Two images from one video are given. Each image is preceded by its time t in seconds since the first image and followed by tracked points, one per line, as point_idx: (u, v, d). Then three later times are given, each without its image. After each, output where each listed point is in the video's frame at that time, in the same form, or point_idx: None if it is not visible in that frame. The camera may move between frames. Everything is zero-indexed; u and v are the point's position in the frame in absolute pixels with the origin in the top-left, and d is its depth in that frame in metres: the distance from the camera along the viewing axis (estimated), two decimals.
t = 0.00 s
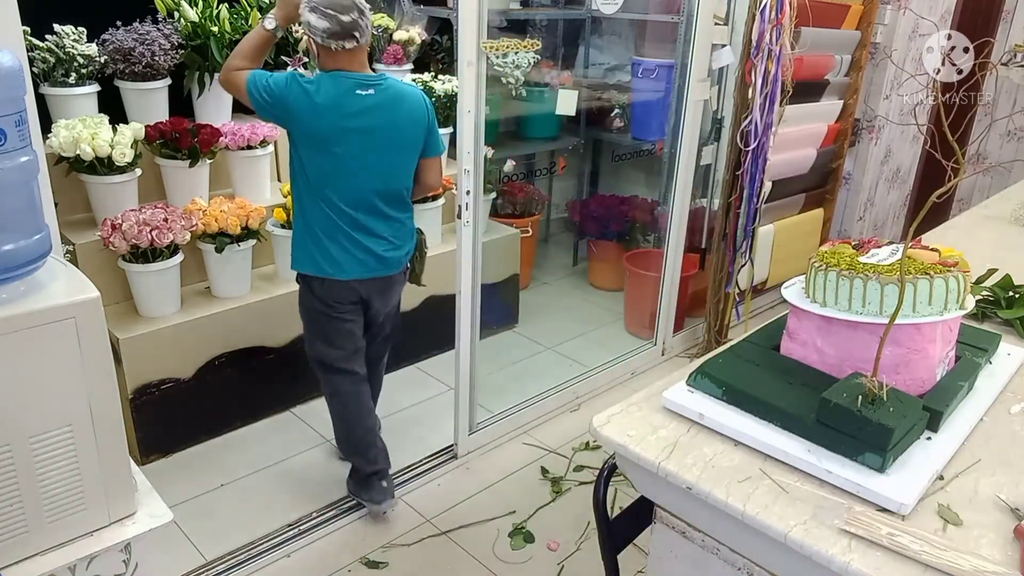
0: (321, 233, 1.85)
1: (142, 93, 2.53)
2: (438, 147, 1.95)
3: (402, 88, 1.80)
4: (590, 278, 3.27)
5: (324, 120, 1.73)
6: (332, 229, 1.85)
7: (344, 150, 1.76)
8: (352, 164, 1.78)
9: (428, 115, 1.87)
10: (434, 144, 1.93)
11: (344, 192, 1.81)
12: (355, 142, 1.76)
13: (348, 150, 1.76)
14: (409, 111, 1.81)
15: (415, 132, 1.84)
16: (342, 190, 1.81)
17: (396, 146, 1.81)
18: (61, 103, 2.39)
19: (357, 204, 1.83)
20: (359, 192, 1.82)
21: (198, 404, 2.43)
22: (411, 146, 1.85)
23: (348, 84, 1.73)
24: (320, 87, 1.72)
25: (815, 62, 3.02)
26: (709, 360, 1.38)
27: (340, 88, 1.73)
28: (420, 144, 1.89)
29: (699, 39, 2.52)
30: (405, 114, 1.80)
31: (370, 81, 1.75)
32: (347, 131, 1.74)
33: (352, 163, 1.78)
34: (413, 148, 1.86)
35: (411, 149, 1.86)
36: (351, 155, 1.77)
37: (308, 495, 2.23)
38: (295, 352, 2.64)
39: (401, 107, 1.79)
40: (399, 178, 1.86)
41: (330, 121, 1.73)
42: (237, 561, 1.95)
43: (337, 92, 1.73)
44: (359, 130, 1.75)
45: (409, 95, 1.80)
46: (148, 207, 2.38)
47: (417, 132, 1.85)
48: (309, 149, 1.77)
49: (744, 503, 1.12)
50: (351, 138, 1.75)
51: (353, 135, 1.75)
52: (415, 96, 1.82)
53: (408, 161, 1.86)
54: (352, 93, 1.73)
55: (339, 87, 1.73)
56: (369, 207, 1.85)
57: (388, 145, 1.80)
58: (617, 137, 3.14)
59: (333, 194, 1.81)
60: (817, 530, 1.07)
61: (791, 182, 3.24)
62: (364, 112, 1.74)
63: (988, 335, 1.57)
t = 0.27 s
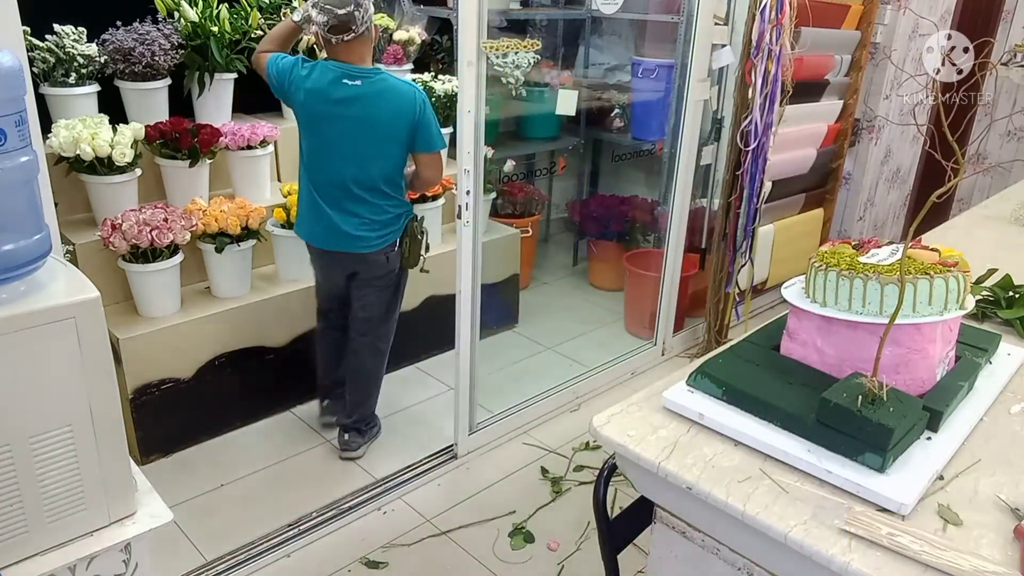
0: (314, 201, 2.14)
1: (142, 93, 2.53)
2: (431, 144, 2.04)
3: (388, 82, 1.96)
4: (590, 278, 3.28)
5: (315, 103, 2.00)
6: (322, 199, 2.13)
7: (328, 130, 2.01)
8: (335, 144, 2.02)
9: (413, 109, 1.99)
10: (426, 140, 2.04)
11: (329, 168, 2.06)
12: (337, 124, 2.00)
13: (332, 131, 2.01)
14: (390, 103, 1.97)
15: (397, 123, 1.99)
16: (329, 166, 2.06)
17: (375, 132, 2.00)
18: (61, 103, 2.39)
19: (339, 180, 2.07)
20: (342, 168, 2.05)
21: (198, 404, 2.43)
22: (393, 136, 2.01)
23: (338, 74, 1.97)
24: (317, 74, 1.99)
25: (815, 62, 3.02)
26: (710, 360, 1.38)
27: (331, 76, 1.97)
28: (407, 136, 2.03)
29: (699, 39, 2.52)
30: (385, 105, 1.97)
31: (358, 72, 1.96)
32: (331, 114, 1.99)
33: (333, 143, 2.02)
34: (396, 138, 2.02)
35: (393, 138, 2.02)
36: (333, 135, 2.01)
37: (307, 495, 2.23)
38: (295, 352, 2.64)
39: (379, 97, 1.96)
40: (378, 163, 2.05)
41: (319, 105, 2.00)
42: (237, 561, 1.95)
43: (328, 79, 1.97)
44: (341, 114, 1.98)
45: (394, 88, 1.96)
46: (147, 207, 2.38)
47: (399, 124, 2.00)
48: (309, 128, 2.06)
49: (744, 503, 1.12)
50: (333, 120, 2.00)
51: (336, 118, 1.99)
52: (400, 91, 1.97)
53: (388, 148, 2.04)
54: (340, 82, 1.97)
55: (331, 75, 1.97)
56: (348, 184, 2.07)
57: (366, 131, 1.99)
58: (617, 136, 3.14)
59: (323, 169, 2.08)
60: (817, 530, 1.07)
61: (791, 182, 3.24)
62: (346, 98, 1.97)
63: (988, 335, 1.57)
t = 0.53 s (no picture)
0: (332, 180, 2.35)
1: (142, 93, 2.53)
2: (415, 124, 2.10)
3: (374, 65, 2.11)
4: (590, 278, 3.28)
5: (319, 88, 2.21)
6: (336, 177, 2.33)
7: (329, 112, 2.21)
8: (335, 126, 2.21)
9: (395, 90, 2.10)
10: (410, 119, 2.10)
11: (335, 149, 2.26)
12: (335, 106, 2.18)
13: (332, 113, 2.20)
14: (374, 84, 2.10)
15: (382, 104, 2.12)
16: (335, 147, 2.26)
17: (363, 113, 2.15)
18: (61, 103, 2.39)
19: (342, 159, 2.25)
20: (343, 148, 2.24)
21: (198, 404, 2.43)
22: (380, 116, 2.14)
23: (335, 61, 2.16)
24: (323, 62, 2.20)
25: (815, 62, 3.02)
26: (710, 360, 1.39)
27: (331, 62, 2.16)
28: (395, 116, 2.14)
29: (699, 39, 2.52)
30: (369, 86, 2.11)
31: (352, 58, 2.13)
32: (330, 97, 2.18)
33: (333, 124, 2.21)
34: (383, 119, 2.14)
35: (380, 118, 2.14)
36: (333, 116, 2.20)
37: (308, 495, 2.23)
38: (295, 352, 2.64)
39: (365, 79, 2.11)
40: (371, 143, 2.19)
41: (322, 90, 2.19)
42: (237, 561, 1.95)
43: (329, 65, 2.17)
44: (337, 97, 2.17)
45: (378, 70, 2.10)
46: (147, 207, 2.38)
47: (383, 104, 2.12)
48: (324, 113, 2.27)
49: (744, 503, 1.12)
50: (331, 103, 2.19)
51: (333, 101, 2.18)
52: (383, 72, 2.10)
53: (377, 128, 2.17)
54: (337, 68, 2.15)
55: (331, 62, 2.17)
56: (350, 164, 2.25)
57: (356, 112, 2.15)
58: (617, 136, 3.14)
59: (333, 151, 2.28)
60: (817, 530, 1.07)
61: (791, 182, 3.24)
62: (338, 82, 2.15)
63: (988, 335, 1.57)
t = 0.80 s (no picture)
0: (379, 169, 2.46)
1: (142, 93, 2.53)
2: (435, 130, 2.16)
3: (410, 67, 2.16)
4: (590, 278, 3.28)
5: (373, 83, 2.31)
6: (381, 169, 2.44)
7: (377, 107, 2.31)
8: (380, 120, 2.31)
9: (421, 94, 2.15)
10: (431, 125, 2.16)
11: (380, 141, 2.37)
12: (381, 102, 2.28)
13: (379, 108, 2.30)
14: (406, 86, 2.17)
15: (409, 106, 2.19)
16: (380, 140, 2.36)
17: (397, 112, 2.23)
18: (61, 103, 2.39)
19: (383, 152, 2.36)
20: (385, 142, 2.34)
21: (198, 404, 2.43)
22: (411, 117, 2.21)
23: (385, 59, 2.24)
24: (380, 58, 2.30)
25: (815, 62, 3.02)
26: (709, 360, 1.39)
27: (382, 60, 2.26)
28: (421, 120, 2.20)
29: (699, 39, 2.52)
30: (402, 88, 2.18)
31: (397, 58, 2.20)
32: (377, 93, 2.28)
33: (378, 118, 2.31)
34: (411, 120, 2.21)
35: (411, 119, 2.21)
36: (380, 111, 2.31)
37: (308, 495, 2.23)
38: (296, 352, 2.64)
39: (400, 82, 2.18)
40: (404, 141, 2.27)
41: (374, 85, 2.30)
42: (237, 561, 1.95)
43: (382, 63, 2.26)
44: (381, 94, 2.26)
45: (411, 74, 2.16)
46: (148, 206, 2.38)
47: (411, 107, 2.18)
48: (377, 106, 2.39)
49: (744, 503, 1.12)
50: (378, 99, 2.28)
51: (379, 96, 2.28)
52: (415, 76, 2.15)
53: (409, 129, 2.24)
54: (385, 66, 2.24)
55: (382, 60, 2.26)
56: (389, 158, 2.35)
57: (392, 110, 2.24)
58: (617, 136, 3.15)
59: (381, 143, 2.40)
60: (817, 530, 1.07)
61: (791, 182, 3.24)
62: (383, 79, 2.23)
63: (988, 335, 1.57)
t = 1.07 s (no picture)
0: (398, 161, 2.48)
1: (142, 92, 2.53)
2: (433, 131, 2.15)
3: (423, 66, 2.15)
4: (590, 278, 3.28)
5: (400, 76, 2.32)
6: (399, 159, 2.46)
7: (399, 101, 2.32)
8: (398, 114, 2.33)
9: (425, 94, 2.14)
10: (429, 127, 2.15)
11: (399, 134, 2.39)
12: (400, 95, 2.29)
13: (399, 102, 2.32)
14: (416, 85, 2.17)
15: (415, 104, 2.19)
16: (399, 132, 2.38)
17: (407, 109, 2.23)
18: (61, 103, 2.39)
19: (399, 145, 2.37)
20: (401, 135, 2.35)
21: (198, 404, 2.43)
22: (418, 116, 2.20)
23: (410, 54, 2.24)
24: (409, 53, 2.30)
25: (815, 62, 3.02)
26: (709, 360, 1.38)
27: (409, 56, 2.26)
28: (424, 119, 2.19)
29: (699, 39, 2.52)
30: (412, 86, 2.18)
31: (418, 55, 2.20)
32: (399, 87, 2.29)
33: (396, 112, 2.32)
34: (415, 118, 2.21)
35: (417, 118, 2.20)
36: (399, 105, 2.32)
37: (307, 495, 2.23)
38: (296, 352, 2.64)
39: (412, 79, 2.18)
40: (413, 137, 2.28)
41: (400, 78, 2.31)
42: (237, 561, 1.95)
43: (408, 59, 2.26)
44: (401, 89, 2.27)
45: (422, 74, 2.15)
46: (148, 206, 2.38)
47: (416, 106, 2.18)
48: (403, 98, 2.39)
49: (744, 503, 1.12)
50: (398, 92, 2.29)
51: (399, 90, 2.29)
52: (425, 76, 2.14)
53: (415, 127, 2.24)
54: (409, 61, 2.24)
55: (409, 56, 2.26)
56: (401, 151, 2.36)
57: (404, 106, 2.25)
58: (617, 136, 3.15)
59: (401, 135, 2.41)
60: (817, 530, 1.07)
61: (791, 182, 3.24)
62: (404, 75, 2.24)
63: (988, 335, 1.57)
